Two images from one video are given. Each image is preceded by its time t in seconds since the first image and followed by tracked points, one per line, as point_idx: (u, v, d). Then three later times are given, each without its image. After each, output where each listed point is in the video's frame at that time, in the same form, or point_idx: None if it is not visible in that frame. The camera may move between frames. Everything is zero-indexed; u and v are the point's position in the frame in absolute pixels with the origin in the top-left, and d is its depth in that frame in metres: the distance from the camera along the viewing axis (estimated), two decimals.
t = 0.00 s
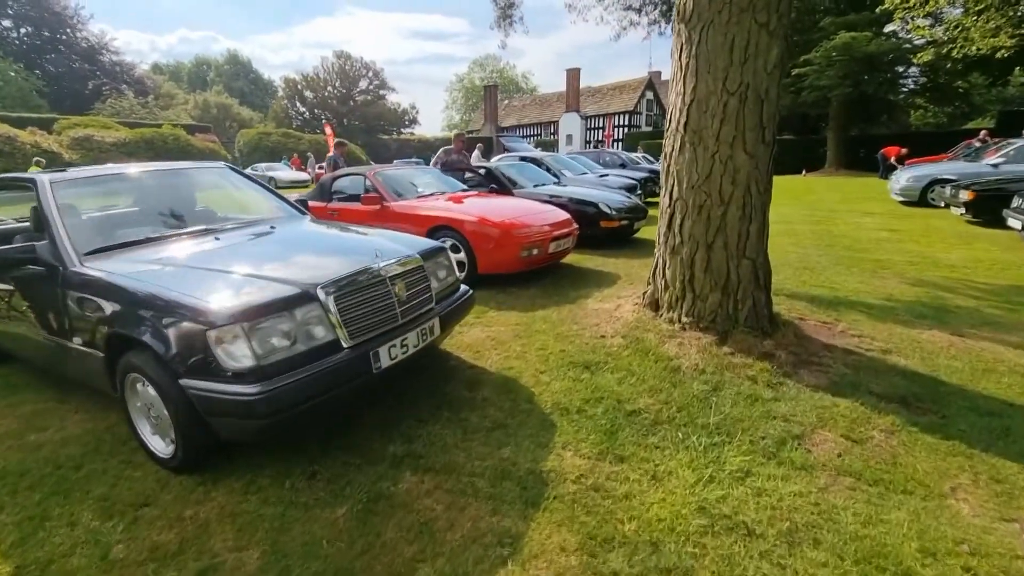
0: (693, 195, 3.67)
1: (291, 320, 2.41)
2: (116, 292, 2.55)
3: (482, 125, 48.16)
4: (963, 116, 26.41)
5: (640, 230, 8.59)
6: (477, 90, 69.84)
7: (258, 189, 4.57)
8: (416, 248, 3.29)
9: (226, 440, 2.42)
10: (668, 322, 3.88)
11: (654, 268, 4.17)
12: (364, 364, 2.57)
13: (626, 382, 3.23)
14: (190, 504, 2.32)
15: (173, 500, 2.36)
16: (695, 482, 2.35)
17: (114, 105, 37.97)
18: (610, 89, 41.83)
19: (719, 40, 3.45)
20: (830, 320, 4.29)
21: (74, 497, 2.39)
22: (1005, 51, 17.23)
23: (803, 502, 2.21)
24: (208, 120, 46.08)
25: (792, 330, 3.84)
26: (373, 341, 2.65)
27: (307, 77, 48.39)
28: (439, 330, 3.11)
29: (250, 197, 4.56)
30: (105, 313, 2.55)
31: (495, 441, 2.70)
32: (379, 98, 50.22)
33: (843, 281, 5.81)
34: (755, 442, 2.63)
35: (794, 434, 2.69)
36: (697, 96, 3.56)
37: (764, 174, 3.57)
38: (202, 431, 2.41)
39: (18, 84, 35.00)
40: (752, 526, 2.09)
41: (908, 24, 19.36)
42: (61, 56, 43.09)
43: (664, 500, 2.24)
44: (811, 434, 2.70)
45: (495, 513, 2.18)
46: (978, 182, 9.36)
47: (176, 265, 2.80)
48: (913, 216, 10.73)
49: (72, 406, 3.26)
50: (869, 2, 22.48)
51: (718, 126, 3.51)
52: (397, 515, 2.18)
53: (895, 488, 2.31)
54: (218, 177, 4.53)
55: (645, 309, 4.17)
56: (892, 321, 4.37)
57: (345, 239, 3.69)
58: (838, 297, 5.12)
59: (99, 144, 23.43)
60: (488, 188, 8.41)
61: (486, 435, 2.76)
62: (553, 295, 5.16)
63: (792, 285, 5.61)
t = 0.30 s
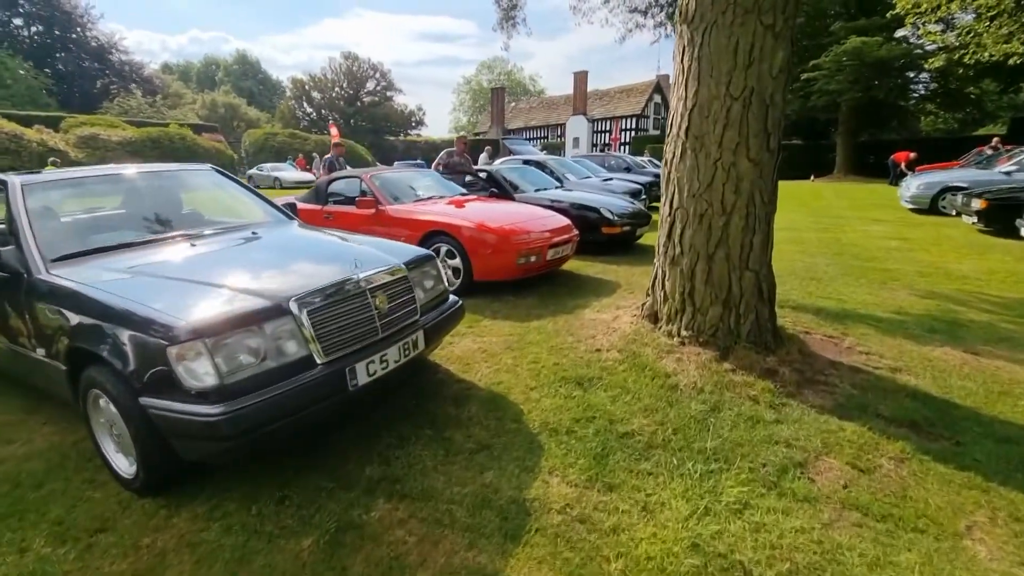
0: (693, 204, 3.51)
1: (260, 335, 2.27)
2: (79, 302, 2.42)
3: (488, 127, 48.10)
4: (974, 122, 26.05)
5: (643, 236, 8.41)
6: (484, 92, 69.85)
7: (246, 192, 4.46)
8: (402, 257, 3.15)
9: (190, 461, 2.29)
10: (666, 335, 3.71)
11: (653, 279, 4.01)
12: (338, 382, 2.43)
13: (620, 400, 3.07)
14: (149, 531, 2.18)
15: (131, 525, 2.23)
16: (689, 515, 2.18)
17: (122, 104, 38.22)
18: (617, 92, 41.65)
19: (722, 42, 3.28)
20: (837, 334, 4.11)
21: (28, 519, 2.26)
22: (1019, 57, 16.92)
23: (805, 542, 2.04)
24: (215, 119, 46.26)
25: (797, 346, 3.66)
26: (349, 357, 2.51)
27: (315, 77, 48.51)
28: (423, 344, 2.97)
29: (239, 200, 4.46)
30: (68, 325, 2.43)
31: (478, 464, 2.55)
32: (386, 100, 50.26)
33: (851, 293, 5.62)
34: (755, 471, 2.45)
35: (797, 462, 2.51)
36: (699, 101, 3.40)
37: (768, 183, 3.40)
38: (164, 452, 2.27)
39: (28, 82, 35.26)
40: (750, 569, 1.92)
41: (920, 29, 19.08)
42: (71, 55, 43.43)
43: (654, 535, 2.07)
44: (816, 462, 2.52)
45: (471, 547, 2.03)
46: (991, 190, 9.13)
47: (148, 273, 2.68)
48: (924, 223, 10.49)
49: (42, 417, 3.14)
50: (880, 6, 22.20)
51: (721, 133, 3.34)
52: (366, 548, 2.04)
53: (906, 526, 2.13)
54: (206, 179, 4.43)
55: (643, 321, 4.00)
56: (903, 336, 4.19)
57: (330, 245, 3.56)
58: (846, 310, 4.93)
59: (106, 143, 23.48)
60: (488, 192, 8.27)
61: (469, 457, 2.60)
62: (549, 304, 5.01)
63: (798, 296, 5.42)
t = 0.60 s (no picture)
0: (701, 205, 3.30)
1: (230, 346, 2.12)
2: (45, 309, 2.28)
3: (496, 126, 47.92)
4: (993, 120, 25.42)
5: (651, 237, 8.19)
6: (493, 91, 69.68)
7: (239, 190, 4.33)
8: (391, 261, 2.99)
9: (157, 481, 2.14)
10: (673, 343, 3.52)
11: (659, 283, 3.82)
12: (315, 395, 2.27)
13: (622, 414, 2.87)
14: (110, 556, 2.03)
15: (92, 549, 2.08)
16: (695, 547, 1.99)
17: (133, 104, 38.51)
18: (626, 90, 41.29)
19: (734, 31, 3.05)
20: (855, 343, 3.88)
21: None
22: None
23: None
24: (225, 119, 46.54)
25: (812, 356, 3.44)
26: (329, 369, 2.35)
27: (324, 77, 48.63)
28: (412, 352, 2.80)
29: (232, 198, 4.33)
30: (33, 333, 2.29)
31: (466, 484, 2.36)
32: (394, 99, 50.26)
33: (869, 298, 5.37)
34: (769, 496, 2.25)
35: (813, 485, 2.31)
36: (708, 95, 3.18)
37: (782, 182, 3.18)
38: (128, 471, 2.12)
39: (42, 83, 35.67)
40: None
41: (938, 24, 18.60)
42: (84, 56, 43.85)
43: (655, 571, 1.88)
44: (835, 486, 2.31)
45: None
46: (1015, 190, 8.78)
47: (121, 277, 2.54)
48: (942, 225, 10.15)
49: (16, 425, 3.01)
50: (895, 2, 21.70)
51: (731, 128, 3.12)
52: None
53: (938, 563, 1.91)
54: (197, 178, 4.29)
55: (649, 327, 3.81)
56: (926, 345, 3.94)
57: (319, 247, 3.40)
58: (864, 316, 4.68)
59: (116, 143, 23.63)
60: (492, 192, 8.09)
61: (457, 476, 2.42)
62: (552, 308, 4.81)
63: (813, 301, 5.18)
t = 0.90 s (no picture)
0: (713, 209, 3.07)
1: (194, 365, 1.92)
2: None
3: (503, 126, 47.75)
4: (1009, 121, 24.92)
5: (658, 239, 7.95)
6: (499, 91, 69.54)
7: (230, 191, 4.16)
8: (378, 268, 2.78)
9: (115, 514, 1.94)
10: (682, 356, 3.30)
11: (667, 291, 3.60)
12: (288, 418, 2.06)
13: (627, 435, 2.66)
14: None
15: None
16: None
17: (141, 104, 38.70)
18: (633, 90, 40.97)
19: (750, 20, 2.81)
20: (876, 356, 3.64)
21: None
22: None
23: None
24: (232, 119, 46.68)
25: (831, 371, 3.21)
26: (304, 388, 2.14)
27: (330, 77, 48.66)
28: (399, 367, 2.59)
29: (223, 199, 4.16)
30: None
31: (455, 516, 2.15)
32: (400, 99, 50.22)
33: (888, 305, 5.11)
34: (790, 534, 2.02)
35: (839, 522, 2.07)
36: (721, 90, 2.95)
37: (800, 184, 2.95)
38: (81, 501, 1.93)
39: (50, 83, 35.92)
40: None
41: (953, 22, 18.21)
42: (93, 57, 44.15)
43: None
44: (865, 524, 2.07)
45: None
46: None
47: (86, 286, 2.35)
48: (960, 228, 9.83)
49: None
50: None
51: (746, 126, 2.88)
52: None
53: None
54: (184, 178, 4.12)
55: (656, 338, 3.60)
56: (953, 359, 3.69)
57: (306, 251, 3.20)
58: (884, 326, 4.43)
59: (123, 143, 23.67)
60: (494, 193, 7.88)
61: (445, 506, 2.20)
62: (554, 315, 4.60)
63: (828, 308, 4.94)
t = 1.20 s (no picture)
0: (724, 212, 2.85)
1: (146, 387, 1.71)
2: None
3: (505, 125, 47.56)
4: (1016, 121, 24.64)
5: (662, 241, 7.73)
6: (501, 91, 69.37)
7: (214, 191, 3.96)
8: (361, 275, 2.57)
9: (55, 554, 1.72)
10: (689, 369, 3.09)
11: (673, 299, 3.39)
12: (254, 446, 1.84)
13: (629, 458, 2.44)
14: None
15: None
16: None
17: (142, 103, 38.61)
18: (636, 90, 40.73)
19: (765, 9, 2.60)
20: (894, 369, 3.43)
21: None
22: None
23: None
24: (233, 118, 46.59)
25: (849, 386, 2.99)
26: (274, 411, 1.93)
27: (332, 76, 48.55)
28: (382, 385, 2.38)
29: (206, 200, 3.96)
30: None
31: (439, 553, 1.94)
32: (402, 98, 50.07)
33: (902, 312, 4.90)
34: None
35: (868, 563, 1.86)
36: (733, 85, 2.73)
37: (818, 186, 2.73)
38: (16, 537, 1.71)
39: (51, 81, 35.84)
40: None
41: (960, 21, 17.96)
42: (95, 55, 44.08)
43: None
44: (896, 565, 1.85)
45: None
46: None
47: (37, 298, 2.13)
48: (972, 230, 9.58)
49: None
50: None
51: (760, 123, 2.66)
52: None
53: None
54: (162, 177, 3.91)
55: (661, 348, 3.39)
56: (976, 371, 3.48)
57: (286, 254, 2.99)
58: (899, 334, 4.22)
59: (122, 141, 23.54)
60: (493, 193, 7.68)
61: (429, 541, 1.99)
62: (553, 322, 4.39)
63: (840, 315, 4.73)
